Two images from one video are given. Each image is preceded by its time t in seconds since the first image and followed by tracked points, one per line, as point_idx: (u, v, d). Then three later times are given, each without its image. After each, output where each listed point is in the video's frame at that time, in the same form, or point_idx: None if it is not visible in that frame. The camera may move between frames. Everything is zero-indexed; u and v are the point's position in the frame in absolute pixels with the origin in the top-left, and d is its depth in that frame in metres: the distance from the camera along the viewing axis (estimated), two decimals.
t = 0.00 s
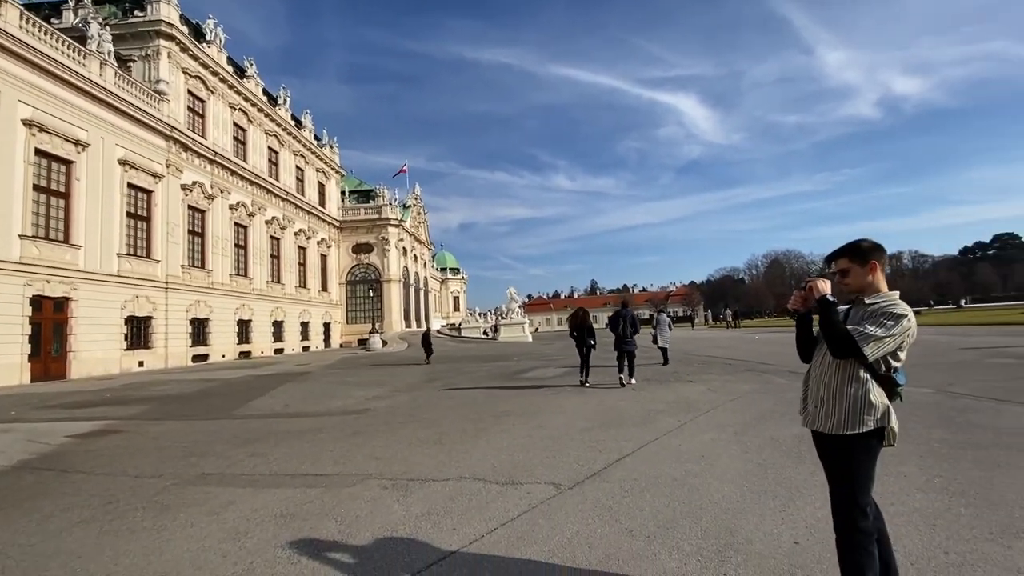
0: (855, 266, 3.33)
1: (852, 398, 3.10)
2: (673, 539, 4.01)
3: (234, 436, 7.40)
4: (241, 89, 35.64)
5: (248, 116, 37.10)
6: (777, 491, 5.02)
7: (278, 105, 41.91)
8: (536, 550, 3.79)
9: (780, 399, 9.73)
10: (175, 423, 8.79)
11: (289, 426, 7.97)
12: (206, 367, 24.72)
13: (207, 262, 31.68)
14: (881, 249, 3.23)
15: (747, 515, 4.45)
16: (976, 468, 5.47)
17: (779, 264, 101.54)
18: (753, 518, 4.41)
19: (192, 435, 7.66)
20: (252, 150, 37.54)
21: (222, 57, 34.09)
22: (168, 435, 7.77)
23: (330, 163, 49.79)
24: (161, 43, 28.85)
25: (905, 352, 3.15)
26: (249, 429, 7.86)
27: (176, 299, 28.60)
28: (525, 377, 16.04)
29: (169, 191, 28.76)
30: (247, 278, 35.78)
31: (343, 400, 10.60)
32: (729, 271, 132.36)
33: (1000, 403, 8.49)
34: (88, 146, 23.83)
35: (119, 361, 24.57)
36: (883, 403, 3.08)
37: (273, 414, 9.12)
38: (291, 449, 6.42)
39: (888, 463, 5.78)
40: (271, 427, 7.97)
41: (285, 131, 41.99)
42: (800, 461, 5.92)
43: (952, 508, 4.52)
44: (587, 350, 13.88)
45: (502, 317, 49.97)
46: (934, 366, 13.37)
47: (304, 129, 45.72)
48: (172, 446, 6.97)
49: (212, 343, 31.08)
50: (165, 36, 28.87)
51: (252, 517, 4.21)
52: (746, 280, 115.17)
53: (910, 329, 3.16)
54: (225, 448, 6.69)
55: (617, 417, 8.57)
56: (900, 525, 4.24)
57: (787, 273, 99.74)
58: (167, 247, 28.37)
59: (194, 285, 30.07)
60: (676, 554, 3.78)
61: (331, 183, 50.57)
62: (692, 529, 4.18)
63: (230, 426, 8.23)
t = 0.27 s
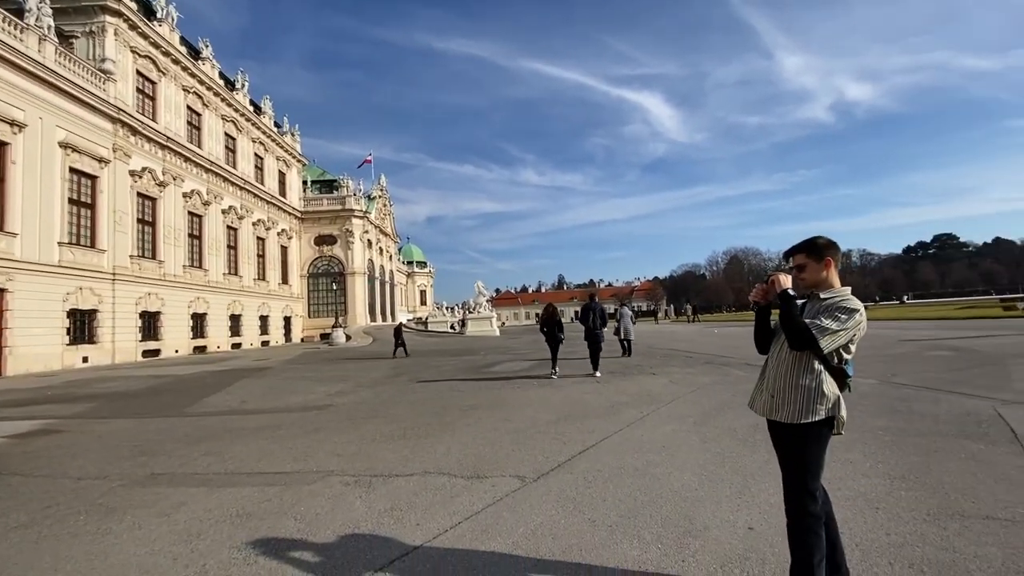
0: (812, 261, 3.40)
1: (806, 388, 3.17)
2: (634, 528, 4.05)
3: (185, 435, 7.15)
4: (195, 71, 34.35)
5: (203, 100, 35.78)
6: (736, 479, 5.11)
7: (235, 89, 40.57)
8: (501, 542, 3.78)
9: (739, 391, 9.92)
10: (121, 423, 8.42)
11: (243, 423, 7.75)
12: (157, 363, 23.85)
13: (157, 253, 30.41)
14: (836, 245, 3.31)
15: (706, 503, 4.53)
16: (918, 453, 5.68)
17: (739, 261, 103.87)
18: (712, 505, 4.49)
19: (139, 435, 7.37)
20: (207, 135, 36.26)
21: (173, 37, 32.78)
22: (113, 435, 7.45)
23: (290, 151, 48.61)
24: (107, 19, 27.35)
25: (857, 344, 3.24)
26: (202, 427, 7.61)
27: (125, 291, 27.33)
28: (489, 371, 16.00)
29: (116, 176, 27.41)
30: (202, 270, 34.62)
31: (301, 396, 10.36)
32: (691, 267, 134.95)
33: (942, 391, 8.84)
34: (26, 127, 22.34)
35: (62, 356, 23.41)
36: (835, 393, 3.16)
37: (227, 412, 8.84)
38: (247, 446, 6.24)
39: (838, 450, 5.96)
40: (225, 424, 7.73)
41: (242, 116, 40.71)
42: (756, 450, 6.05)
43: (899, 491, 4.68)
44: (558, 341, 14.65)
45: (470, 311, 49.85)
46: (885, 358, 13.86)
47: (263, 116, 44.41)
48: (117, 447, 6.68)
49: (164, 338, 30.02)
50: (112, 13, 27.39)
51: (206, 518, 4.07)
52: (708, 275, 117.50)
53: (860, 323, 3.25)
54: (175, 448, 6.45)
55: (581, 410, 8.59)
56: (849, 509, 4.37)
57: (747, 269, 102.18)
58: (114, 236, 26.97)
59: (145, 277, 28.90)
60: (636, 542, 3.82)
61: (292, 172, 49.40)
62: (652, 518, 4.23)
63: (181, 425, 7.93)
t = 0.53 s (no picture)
0: (767, 257, 3.45)
1: (761, 379, 3.23)
2: (594, 518, 4.08)
3: (133, 434, 6.88)
4: (143, 50, 32.79)
5: (152, 82, 34.26)
6: (694, 469, 5.20)
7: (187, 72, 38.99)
8: (465, 536, 3.75)
9: (698, 383, 10.13)
10: (63, 423, 8.03)
11: (195, 421, 7.50)
12: (105, 359, 22.88)
13: (101, 243, 29.04)
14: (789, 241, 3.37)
15: (664, 492, 4.59)
16: (864, 441, 5.88)
17: (700, 256, 105.96)
18: (670, 494, 4.56)
19: (82, 434, 7.05)
20: (156, 119, 34.74)
21: (119, 14, 31.16)
22: (54, 435, 7.10)
23: (246, 138, 47.13)
24: None
25: (809, 336, 3.32)
26: (151, 426, 7.33)
27: (65, 283, 26.04)
28: (453, 365, 15.91)
29: (54, 161, 25.99)
30: (151, 261, 33.34)
31: (258, 392, 10.10)
32: (654, 262, 136.98)
33: (887, 381, 9.18)
34: None
35: None
36: (789, 384, 3.24)
37: (178, 410, 8.54)
38: (200, 446, 6.03)
39: (789, 438, 6.11)
40: (175, 423, 7.47)
41: (194, 100, 39.17)
42: (711, 440, 6.16)
43: (847, 477, 4.84)
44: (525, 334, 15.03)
45: (435, 306, 49.51)
46: (838, 350, 14.34)
47: (217, 100, 42.86)
48: (57, 448, 6.37)
49: (110, 332, 28.82)
50: None
51: (154, 521, 3.92)
52: (670, 270, 119.55)
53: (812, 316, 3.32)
54: (121, 448, 6.19)
55: (544, 403, 8.62)
56: (800, 495, 4.50)
57: (708, 264, 104.28)
58: (53, 224, 25.78)
59: (87, 269, 27.60)
60: (597, 532, 3.85)
61: (248, 160, 47.96)
62: (612, 507, 4.27)
63: (128, 424, 7.63)
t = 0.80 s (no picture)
0: (725, 248, 3.52)
1: (721, 368, 3.29)
2: (555, 511, 4.09)
3: (75, 435, 6.59)
4: (85, 28, 30.92)
5: (40, 20, 27.76)
6: (656, 460, 5.24)
7: (134, 52, 37.05)
8: (425, 533, 3.72)
9: (659, 375, 10.27)
10: None
11: (143, 421, 7.23)
12: (48, 356, 21.87)
13: (39, 232, 27.56)
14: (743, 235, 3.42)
15: (624, 483, 4.64)
16: (814, 429, 6.06)
17: (662, 251, 107.58)
18: (630, 485, 4.60)
19: (20, 436, 6.71)
20: (102, 101, 32.89)
21: None
22: None
23: (199, 123, 45.33)
24: None
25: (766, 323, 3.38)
26: (95, 426, 7.04)
27: None
28: (416, 359, 15.78)
29: None
30: (95, 252, 31.83)
31: (211, 389, 9.80)
32: (619, 257, 138.60)
33: (837, 371, 9.48)
34: None
35: None
36: (749, 373, 3.30)
37: (124, 408, 8.22)
38: (147, 446, 5.83)
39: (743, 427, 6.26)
40: (122, 422, 7.19)
41: (143, 82, 37.33)
42: (669, 431, 6.24)
43: (797, 464, 4.98)
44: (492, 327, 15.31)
45: (400, 299, 49.01)
46: (793, 343, 14.74)
47: (168, 83, 40.98)
48: None
49: (50, 328, 27.44)
50: None
51: (97, 526, 3.76)
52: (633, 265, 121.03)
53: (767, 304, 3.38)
54: (61, 450, 5.93)
55: (507, 397, 8.61)
56: (754, 483, 4.60)
57: (671, 260, 106.00)
58: None
59: (24, 261, 26.14)
60: (557, 524, 3.86)
61: (201, 146, 46.22)
62: (572, 499, 4.30)
63: (70, 424, 7.30)
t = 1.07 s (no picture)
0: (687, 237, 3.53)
1: (695, 359, 3.31)
2: (521, 506, 4.08)
3: (17, 438, 6.29)
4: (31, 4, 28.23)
5: None
6: (622, 453, 5.26)
7: (87, 31, 34.34)
8: (389, 531, 3.67)
9: (624, 369, 10.35)
10: None
11: (93, 421, 6.95)
12: None
13: None
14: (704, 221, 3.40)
15: (590, 477, 4.66)
16: (773, 421, 6.18)
17: (632, 247, 108.64)
18: (596, 478, 4.63)
19: None
20: (52, 85, 30.32)
21: None
22: None
23: (156, 109, 42.85)
24: None
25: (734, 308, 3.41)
26: (39, 428, 6.73)
27: None
28: (382, 354, 15.60)
29: None
30: (42, 243, 29.13)
31: (166, 388, 9.49)
32: (589, 252, 139.59)
33: (794, 364, 9.73)
34: None
35: None
36: (721, 361, 3.33)
37: (72, 409, 7.89)
38: (96, 448, 5.62)
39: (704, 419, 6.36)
40: (68, 423, 6.89)
41: (98, 65, 34.75)
42: (635, 424, 6.28)
43: (760, 455, 5.05)
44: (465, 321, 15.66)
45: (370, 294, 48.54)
46: (755, 336, 15.06)
47: (122, 65, 38.49)
48: None
49: None
50: None
51: (40, 533, 3.61)
52: (604, 260, 122.15)
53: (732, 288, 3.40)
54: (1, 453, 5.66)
55: (474, 392, 8.57)
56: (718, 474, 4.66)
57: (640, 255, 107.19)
58: None
59: None
60: (523, 520, 3.85)
61: (159, 133, 43.93)
62: (539, 494, 4.29)
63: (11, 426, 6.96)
